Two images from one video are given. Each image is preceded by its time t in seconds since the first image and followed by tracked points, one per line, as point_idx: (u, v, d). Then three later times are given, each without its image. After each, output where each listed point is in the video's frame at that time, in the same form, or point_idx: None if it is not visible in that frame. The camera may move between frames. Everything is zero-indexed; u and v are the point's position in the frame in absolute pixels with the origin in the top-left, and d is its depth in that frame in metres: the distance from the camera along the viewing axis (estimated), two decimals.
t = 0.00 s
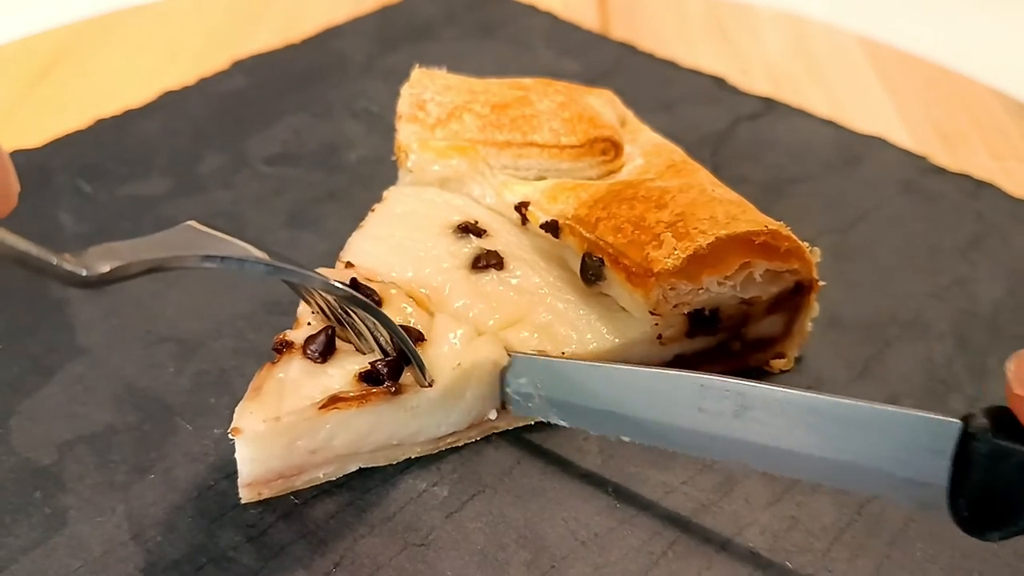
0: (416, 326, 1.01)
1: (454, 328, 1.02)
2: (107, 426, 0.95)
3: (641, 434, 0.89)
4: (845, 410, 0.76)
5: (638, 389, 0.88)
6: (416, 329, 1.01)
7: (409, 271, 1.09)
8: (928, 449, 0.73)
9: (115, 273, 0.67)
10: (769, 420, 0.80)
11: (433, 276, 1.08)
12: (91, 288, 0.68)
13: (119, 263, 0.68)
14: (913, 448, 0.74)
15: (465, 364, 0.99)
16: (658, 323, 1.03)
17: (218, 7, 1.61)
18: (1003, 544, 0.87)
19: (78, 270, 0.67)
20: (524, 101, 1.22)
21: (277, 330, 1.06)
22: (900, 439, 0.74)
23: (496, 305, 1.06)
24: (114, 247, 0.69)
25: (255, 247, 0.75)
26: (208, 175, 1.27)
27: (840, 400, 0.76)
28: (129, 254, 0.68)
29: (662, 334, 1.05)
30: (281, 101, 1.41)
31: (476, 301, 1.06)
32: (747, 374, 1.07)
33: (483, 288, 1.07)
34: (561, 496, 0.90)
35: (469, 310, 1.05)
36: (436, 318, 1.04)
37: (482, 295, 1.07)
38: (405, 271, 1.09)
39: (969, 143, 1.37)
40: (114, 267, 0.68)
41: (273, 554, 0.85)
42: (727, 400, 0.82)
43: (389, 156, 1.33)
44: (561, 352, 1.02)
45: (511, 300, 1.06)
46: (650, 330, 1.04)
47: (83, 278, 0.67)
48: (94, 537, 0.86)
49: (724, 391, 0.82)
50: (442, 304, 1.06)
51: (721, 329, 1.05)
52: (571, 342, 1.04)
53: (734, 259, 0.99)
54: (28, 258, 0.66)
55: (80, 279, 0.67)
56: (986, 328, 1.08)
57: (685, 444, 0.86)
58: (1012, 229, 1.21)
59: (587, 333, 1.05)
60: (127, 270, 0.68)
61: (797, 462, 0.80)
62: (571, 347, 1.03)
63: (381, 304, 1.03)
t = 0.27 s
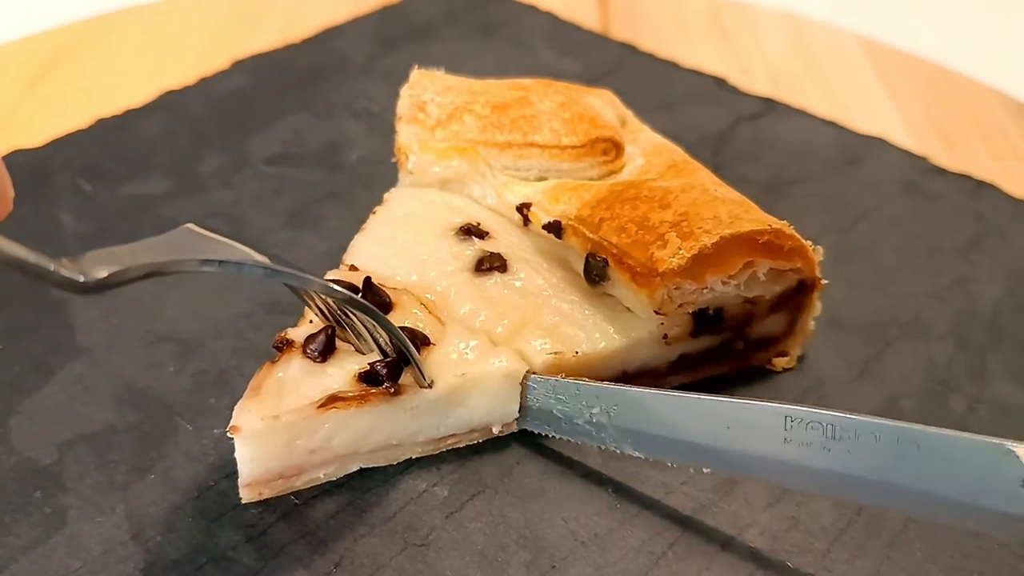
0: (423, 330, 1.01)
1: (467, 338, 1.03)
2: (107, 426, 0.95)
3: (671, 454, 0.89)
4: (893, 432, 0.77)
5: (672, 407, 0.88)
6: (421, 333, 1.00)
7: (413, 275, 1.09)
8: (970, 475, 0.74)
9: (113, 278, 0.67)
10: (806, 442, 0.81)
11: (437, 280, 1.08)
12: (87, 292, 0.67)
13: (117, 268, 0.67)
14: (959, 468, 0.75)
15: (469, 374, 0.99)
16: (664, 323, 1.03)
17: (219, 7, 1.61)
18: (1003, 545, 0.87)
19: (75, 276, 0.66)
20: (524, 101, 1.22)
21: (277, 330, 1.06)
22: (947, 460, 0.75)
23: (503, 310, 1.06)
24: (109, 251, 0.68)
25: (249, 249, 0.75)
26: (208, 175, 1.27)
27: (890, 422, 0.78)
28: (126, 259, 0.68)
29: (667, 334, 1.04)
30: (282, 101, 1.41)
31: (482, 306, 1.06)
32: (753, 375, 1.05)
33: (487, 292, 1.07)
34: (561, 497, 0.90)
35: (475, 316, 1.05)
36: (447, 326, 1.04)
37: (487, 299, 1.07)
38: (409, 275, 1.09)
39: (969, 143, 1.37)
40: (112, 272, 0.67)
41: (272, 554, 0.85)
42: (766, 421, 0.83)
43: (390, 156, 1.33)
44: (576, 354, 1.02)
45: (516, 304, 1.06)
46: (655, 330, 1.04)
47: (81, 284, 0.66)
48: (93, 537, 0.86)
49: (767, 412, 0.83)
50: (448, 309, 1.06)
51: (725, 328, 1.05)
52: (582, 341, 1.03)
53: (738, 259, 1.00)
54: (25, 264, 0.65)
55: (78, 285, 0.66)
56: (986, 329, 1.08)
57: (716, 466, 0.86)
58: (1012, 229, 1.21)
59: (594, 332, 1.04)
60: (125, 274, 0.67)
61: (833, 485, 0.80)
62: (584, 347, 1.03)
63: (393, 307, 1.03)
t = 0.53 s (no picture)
0: (421, 327, 1.02)
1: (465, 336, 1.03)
2: (106, 424, 0.95)
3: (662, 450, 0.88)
4: (869, 420, 0.76)
5: (664, 404, 0.88)
6: (420, 331, 1.01)
7: (411, 273, 1.09)
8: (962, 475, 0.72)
9: (111, 273, 0.67)
10: (792, 439, 0.80)
11: (435, 278, 1.08)
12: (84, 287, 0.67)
13: (115, 263, 0.67)
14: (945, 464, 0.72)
15: (467, 372, 1.00)
16: (660, 324, 1.03)
17: (222, 7, 1.61)
18: (1001, 547, 0.87)
19: (73, 271, 0.66)
20: (525, 101, 1.22)
21: (276, 329, 1.06)
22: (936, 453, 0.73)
23: (501, 309, 1.05)
24: (107, 247, 0.68)
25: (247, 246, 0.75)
26: (209, 174, 1.28)
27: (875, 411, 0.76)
28: (124, 254, 0.68)
29: (665, 334, 1.04)
30: (284, 101, 1.42)
31: (480, 305, 1.06)
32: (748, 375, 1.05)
33: (485, 290, 1.07)
34: (558, 497, 0.90)
35: (473, 314, 1.05)
36: (445, 323, 1.04)
37: (484, 297, 1.06)
38: (408, 273, 1.09)
39: (972, 144, 1.36)
40: (110, 267, 0.67)
41: (269, 553, 0.85)
42: (754, 419, 0.82)
43: (391, 155, 1.33)
44: (573, 353, 1.02)
45: (515, 303, 1.06)
46: (652, 330, 1.04)
47: (78, 279, 0.66)
48: (91, 535, 0.86)
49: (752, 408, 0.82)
50: (445, 308, 1.06)
51: (723, 329, 1.05)
52: (579, 342, 1.03)
53: (736, 260, 0.99)
54: (21, 258, 0.64)
55: (75, 280, 0.66)
56: (987, 330, 1.08)
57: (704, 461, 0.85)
58: (1014, 231, 1.21)
59: (592, 332, 1.04)
60: (122, 269, 0.67)
61: (821, 478, 0.79)
62: (581, 347, 1.03)
63: (389, 306, 1.03)
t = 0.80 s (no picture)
0: (414, 324, 1.02)
1: (453, 326, 1.02)
2: (106, 425, 0.95)
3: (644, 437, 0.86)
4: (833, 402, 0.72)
5: (645, 391, 0.84)
6: (415, 327, 1.01)
7: (409, 270, 1.09)
8: (938, 456, 0.68)
9: (117, 270, 0.67)
10: (767, 419, 0.76)
11: (432, 274, 1.09)
12: (89, 284, 0.67)
13: (121, 259, 0.67)
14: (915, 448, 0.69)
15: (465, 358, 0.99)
16: (658, 323, 1.03)
17: (221, 7, 1.61)
18: (1002, 546, 0.87)
19: (79, 267, 0.66)
20: (526, 100, 1.22)
21: (276, 329, 1.06)
22: (909, 443, 0.69)
23: (496, 302, 1.06)
24: (112, 244, 0.68)
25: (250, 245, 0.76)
26: (209, 174, 1.28)
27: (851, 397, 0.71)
28: (130, 251, 0.68)
29: (662, 333, 1.04)
30: (283, 101, 1.41)
31: (474, 296, 1.06)
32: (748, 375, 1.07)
33: (483, 286, 1.07)
34: (559, 497, 0.90)
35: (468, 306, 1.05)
36: (434, 315, 1.04)
37: (481, 292, 1.07)
38: (405, 269, 1.09)
39: (972, 144, 1.36)
40: (115, 263, 0.67)
41: (270, 553, 0.85)
42: (728, 403, 0.78)
43: (390, 155, 1.33)
44: (561, 354, 1.02)
45: (511, 299, 1.06)
46: (649, 329, 1.03)
47: (84, 275, 0.66)
48: (92, 536, 0.86)
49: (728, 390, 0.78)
50: (442, 301, 1.06)
51: (722, 328, 1.05)
52: (572, 342, 1.03)
53: (734, 259, 0.99)
54: (30, 256, 0.66)
55: (82, 277, 0.66)
56: (987, 330, 1.08)
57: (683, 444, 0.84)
58: (1014, 231, 1.21)
59: (586, 332, 1.04)
60: (128, 266, 0.67)
61: (805, 464, 0.75)
62: (572, 348, 1.03)
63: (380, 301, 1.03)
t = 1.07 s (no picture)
0: (411, 320, 1.02)
1: (448, 321, 1.02)
2: (106, 425, 0.95)
3: (624, 422, 0.89)
4: (798, 387, 0.78)
5: (620, 374, 0.87)
6: (414, 323, 1.01)
7: (406, 266, 1.09)
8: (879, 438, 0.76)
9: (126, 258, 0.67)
10: (736, 403, 0.81)
11: (429, 271, 1.09)
12: (97, 272, 0.68)
13: (129, 248, 0.67)
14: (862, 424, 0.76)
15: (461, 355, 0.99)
16: (653, 323, 1.03)
17: (221, 7, 1.61)
18: (1001, 546, 0.87)
19: (88, 255, 0.66)
20: (526, 99, 1.22)
21: (275, 329, 1.06)
22: (862, 421, 0.76)
23: (492, 299, 1.06)
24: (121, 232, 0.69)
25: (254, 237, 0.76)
26: (209, 174, 1.28)
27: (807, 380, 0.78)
28: (138, 240, 0.68)
29: (656, 333, 1.05)
30: (283, 101, 1.41)
31: (469, 293, 1.06)
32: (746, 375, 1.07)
33: (479, 283, 1.07)
34: (559, 497, 0.90)
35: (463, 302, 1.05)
36: (429, 310, 1.04)
37: (477, 289, 1.07)
38: (403, 265, 1.09)
39: (972, 144, 1.36)
40: (123, 252, 0.67)
41: (270, 553, 0.85)
42: (704, 384, 0.83)
43: (390, 155, 1.33)
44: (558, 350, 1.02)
45: (508, 294, 1.06)
46: (644, 329, 1.04)
47: (93, 263, 0.66)
48: (92, 536, 0.86)
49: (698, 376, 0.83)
50: (438, 296, 1.06)
51: (718, 329, 1.05)
52: (564, 339, 1.03)
53: (731, 260, 0.99)
54: (38, 240, 0.66)
55: (91, 265, 0.67)
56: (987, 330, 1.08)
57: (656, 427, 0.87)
58: (1014, 230, 1.21)
59: (579, 331, 1.04)
60: (136, 254, 0.68)
61: (772, 444, 0.81)
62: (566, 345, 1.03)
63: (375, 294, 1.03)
